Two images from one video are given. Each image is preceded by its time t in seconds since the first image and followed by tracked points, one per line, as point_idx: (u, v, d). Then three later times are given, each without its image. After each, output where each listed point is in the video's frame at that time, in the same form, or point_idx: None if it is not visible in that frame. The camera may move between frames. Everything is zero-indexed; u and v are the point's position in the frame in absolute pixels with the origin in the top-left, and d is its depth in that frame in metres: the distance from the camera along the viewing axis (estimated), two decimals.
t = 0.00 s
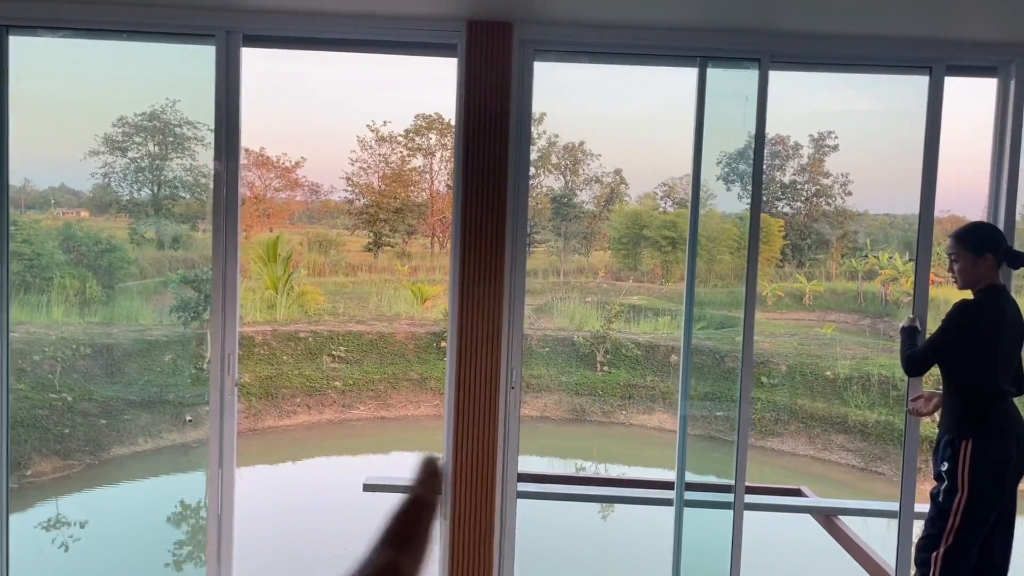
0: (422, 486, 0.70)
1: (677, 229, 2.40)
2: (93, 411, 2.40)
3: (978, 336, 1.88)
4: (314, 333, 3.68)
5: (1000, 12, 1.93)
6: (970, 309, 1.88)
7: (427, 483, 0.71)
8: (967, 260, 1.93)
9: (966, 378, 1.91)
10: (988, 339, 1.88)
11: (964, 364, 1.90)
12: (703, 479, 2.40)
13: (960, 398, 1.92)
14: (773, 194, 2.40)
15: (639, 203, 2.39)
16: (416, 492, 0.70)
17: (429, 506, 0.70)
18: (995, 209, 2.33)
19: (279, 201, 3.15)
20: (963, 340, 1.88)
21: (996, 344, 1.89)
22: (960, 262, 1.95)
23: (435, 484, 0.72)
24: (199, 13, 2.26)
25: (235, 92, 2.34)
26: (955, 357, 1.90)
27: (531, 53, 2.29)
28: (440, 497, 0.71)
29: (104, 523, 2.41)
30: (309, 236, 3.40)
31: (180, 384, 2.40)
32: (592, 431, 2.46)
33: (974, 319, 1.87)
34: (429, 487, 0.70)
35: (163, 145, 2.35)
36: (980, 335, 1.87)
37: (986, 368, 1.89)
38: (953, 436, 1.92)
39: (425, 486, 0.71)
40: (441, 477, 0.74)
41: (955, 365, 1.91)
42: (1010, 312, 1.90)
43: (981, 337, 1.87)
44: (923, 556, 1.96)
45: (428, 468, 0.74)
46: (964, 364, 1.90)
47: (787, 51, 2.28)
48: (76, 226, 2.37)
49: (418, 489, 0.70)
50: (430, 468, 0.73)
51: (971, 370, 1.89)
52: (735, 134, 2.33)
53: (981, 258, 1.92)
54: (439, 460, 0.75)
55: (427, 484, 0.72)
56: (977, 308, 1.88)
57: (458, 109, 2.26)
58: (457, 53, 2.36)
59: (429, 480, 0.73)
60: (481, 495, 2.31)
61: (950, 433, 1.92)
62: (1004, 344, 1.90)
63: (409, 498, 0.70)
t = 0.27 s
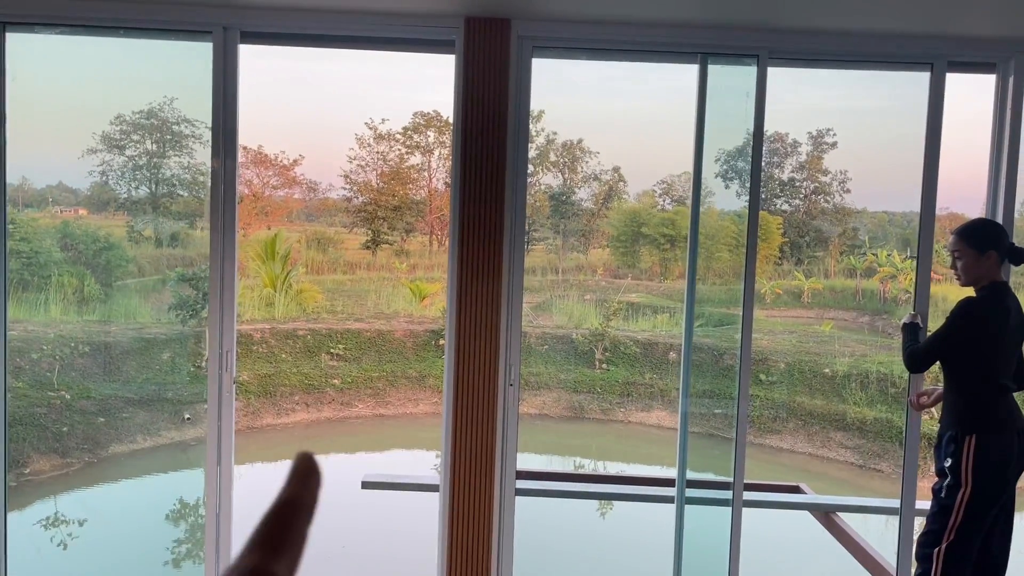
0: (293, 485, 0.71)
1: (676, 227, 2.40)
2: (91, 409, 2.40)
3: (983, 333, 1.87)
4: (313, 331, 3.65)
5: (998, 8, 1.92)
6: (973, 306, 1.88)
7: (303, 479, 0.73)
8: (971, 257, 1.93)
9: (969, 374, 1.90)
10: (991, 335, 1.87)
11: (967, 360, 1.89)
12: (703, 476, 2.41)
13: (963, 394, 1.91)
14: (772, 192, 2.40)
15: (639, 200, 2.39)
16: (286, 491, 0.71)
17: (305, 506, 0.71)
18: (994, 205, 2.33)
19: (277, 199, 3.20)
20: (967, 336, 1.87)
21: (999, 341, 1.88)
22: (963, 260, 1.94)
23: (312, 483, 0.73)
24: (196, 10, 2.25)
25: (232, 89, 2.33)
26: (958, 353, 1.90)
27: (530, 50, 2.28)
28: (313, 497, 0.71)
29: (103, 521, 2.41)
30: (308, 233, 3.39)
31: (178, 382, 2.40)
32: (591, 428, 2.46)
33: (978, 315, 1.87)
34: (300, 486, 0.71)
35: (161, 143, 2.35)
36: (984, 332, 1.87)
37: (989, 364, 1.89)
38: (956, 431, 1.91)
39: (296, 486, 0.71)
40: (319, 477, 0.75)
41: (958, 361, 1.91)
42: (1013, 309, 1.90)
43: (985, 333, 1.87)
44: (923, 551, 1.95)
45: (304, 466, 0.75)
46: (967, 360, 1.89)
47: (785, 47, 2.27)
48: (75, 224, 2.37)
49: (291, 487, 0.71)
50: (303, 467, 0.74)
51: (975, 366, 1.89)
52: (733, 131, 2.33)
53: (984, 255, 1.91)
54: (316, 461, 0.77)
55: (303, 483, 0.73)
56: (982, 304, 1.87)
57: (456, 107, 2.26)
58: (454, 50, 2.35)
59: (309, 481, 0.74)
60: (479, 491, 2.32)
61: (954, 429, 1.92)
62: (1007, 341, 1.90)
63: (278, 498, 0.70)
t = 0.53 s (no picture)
0: (264, 496, 0.62)
1: (676, 226, 2.39)
2: (92, 408, 2.40)
3: (984, 331, 1.87)
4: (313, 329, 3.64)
5: (998, 6, 1.92)
6: (975, 304, 1.88)
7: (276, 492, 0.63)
8: (976, 256, 1.92)
9: (971, 372, 1.90)
10: (993, 334, 1.88)
11: (969, 358, 1.90)
12: (703, 475, 2.40)
13: (965, 392, 1.91)
14: (772, 190, 2.39)
15: (639, 199, 2.39)
16: (256, 504, 0.62)
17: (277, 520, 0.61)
18: (995, 203, 2.32)
19: (278, 198, 3.16)
20: (969, 334, 1.87)
21: (1000, 339, 1.88)
22: (966, 259, 1.93)
23: (285, 494, 0.64)
24: (196, 9, 2.25)
25: (232, 87, 2.33)
26: (960, 351, 1.90)
27: (530, 48, 2.28)
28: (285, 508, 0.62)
29: (105, 520, 2.41)
30: (308, 232, 3.36)
31: (179, 381, 2.40)
32: (591, 427, 2.47)
33: (980, 313, 1.87)
34: (275, 496, 0.62)
35: (162, 142, 2.35)
36: (985, 330, 1.87)
37: (991, 362, 1.89)
38: (958, 429, 1.91)
39: (270, 495, 0.62)
40: (294, 487, 0.65)
41: (960, 358, 1.91)
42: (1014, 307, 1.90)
43: (986, 331, 1.87)
44: (924, 549, 1.96)
45: (278, 475, 0.66)
46: (969, 358, 1.89)
47: (786, 45, 2.27)
48: (76, 223, 2.37)
49: (261, 498, 0.62)
50: (276, 477, 0.64)
51: (976, 364, 1.89)
52: (734, 130, 2.33)
53: (989, 254, 1.91)
54: (292, 472, 0.67)
55: (276, 494, 0.64)
56: (983, 302, 1.88)
57: (456, 105, 2.26)
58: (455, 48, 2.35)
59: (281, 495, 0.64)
60: (479, 490, 2.32)
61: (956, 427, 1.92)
62: (1009, 339, 1.90)
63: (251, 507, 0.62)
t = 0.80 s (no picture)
0: (221, 500, 0.65)
1: (677, 224, 2.39)
2: (93, 407, 2.40)
3: (985, 329, 1.88)
4: (313, 328, 3.65)
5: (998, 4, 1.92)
6: (975, 302, 1.88)
7: (232, 496, 0.66)
8: (979, 255, 1.93)
9: (972, 370, 1.91)
10: (994, 331, 1.88)
11: (969, 356, 1.90)
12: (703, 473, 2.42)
13: (966, 389, 1.92)
14: (772, 189, 2.39)
15: (639, 197, 2.39)
16: (211, 509, 0.65)
17: (231, 523, 0.64)
18: (996, 201, 2.32)
19: (278, 196, 3.17)
20: (970, 332, 1.88)
21: (1002, 337, 1.89)
22: (970, 258, 1.94)
23: (241, 498, 0.67)
24: (196, 7, 2.25)
25: (232, 86, 2.32)
26: (960, 349, 1.91)
27: (530, 46, 2.28)
28: (241, 513, 0.65)
29: (106, 519, 2.41)
30: (308, 232, 3.37)
31: (179, 380, 2.40)
32: (591, 425, 2.44)
33: (980, 311, 1.88)
34: (230, 501, 0.65)
35: (162, 141, 2.35)
36: (986, 328, 1.88)
37: (992, 360, 1.89)
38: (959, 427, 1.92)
39: (226, 501, 0.66)
40: (250, 493, 0.68)
41: (960, 356, 1.92)
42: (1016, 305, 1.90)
43: (987, 329, 1.88)
44: (925, 547, 1.96)
45: (233, 483, 0.68)
46: (970, 355, 1.90)
47: (786, 43, 2.27)
48: (76, 222, 2.37)
49: (218, 504, 0.65)
50: (232, 482, 0.67)
51: (978, 362, 1.90)
52: (734, 128, 2.33)
53: (993, 253, 1.91)
54: (249, 477, 0.70)
55: (232, 499, 0.67)
56: (984, 300, 1.88)
57: (456, 103, 2.26)
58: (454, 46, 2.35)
59: (239, 499, 0.67)
60: (479, 488, 2.32)
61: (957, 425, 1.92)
62: (1011, 337, 1.90)
63: (206, 512, 0.65)
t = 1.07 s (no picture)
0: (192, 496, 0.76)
1: (677, 223, 2.39)
2: (93, 407, 2.40)
3: (989, 326, 1.87)
4: (314, 327, 3.66)
5: (1000, 3, 1.92)
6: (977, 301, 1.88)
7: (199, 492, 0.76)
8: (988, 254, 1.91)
9: (974, 368, 1.91)
10: (998, 329, 1.87)
11: (972, 354, 1.90)
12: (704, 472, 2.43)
13: (968, 387, 1.92)
14: (773, 187, 2.37)
15: (639, 197, 2.39)
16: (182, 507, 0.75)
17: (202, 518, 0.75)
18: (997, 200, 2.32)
19: (278, 196, 3.19)
20: (973, 330, 1.88)
21: (1006, 334, 1.88)
22: (977, 257, 1.92)
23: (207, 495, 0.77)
24: (196, 7, 2.25)
25: (233, 86, 2.32)
26: (963, 347, 1.91)
27: (531, 45, 2.28)
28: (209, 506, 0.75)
29: (108, 518, 2.42)
30: (308, 232, 3.35)
31: (180, 380, 2.40)
32: (592, 425, 2.45)
33: (981, 308, 1.88)
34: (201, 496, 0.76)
35: (162, 141, 2.35)
36: (990, 325, 1.87)
37: (996, 358, 1.88)
38: (960, 425, 1.93)
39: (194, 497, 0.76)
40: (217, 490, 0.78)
41: (963, 354, 1.91)
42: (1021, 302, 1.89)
43: (991, 327, 1.87)
44: (925, 543, 1.98)
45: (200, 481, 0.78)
46: (974, 353, 1.90)
47: (787, 42, 2.27)
48: (76, 222, 2.37)
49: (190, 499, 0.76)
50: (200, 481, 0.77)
51: (980, 360, 1.90)
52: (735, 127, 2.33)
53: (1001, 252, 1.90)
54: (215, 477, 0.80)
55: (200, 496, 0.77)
56: (987, 298, 1.88)
57: (458, 102, 2.25)
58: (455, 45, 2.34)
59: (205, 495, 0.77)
60: (481, 488, 2.31)
61: (960, 423, 1.93)
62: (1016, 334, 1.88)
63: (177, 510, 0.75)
